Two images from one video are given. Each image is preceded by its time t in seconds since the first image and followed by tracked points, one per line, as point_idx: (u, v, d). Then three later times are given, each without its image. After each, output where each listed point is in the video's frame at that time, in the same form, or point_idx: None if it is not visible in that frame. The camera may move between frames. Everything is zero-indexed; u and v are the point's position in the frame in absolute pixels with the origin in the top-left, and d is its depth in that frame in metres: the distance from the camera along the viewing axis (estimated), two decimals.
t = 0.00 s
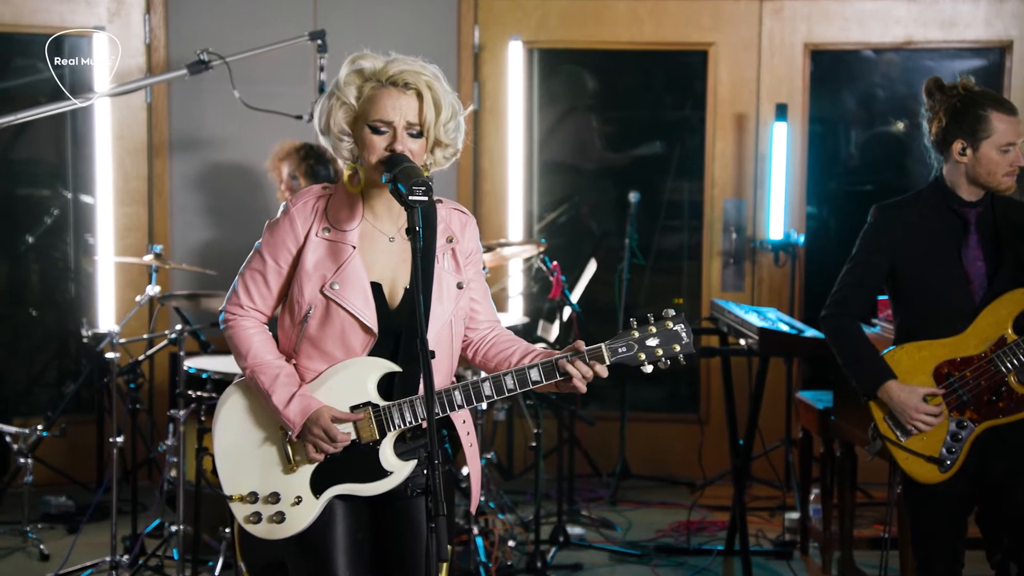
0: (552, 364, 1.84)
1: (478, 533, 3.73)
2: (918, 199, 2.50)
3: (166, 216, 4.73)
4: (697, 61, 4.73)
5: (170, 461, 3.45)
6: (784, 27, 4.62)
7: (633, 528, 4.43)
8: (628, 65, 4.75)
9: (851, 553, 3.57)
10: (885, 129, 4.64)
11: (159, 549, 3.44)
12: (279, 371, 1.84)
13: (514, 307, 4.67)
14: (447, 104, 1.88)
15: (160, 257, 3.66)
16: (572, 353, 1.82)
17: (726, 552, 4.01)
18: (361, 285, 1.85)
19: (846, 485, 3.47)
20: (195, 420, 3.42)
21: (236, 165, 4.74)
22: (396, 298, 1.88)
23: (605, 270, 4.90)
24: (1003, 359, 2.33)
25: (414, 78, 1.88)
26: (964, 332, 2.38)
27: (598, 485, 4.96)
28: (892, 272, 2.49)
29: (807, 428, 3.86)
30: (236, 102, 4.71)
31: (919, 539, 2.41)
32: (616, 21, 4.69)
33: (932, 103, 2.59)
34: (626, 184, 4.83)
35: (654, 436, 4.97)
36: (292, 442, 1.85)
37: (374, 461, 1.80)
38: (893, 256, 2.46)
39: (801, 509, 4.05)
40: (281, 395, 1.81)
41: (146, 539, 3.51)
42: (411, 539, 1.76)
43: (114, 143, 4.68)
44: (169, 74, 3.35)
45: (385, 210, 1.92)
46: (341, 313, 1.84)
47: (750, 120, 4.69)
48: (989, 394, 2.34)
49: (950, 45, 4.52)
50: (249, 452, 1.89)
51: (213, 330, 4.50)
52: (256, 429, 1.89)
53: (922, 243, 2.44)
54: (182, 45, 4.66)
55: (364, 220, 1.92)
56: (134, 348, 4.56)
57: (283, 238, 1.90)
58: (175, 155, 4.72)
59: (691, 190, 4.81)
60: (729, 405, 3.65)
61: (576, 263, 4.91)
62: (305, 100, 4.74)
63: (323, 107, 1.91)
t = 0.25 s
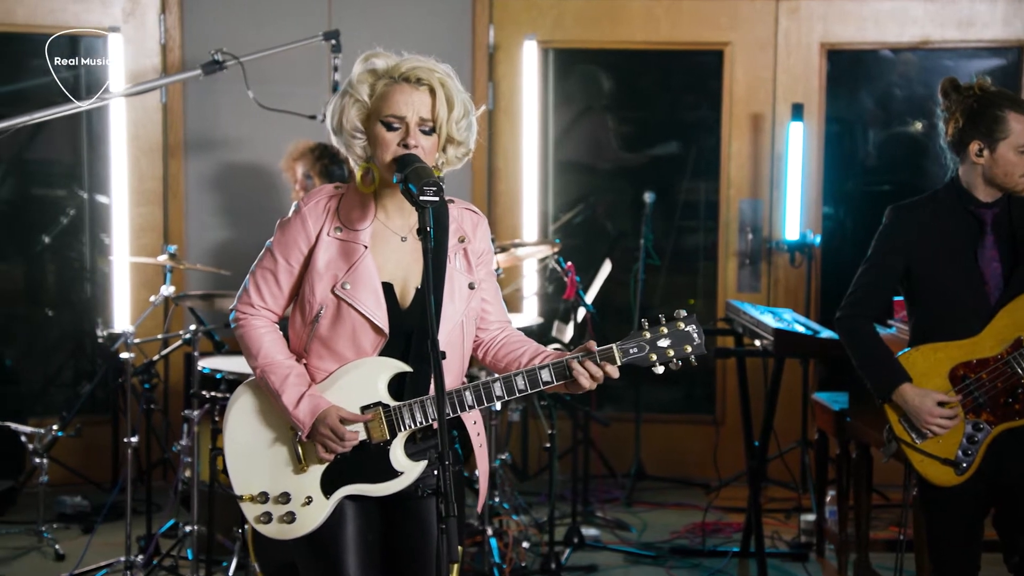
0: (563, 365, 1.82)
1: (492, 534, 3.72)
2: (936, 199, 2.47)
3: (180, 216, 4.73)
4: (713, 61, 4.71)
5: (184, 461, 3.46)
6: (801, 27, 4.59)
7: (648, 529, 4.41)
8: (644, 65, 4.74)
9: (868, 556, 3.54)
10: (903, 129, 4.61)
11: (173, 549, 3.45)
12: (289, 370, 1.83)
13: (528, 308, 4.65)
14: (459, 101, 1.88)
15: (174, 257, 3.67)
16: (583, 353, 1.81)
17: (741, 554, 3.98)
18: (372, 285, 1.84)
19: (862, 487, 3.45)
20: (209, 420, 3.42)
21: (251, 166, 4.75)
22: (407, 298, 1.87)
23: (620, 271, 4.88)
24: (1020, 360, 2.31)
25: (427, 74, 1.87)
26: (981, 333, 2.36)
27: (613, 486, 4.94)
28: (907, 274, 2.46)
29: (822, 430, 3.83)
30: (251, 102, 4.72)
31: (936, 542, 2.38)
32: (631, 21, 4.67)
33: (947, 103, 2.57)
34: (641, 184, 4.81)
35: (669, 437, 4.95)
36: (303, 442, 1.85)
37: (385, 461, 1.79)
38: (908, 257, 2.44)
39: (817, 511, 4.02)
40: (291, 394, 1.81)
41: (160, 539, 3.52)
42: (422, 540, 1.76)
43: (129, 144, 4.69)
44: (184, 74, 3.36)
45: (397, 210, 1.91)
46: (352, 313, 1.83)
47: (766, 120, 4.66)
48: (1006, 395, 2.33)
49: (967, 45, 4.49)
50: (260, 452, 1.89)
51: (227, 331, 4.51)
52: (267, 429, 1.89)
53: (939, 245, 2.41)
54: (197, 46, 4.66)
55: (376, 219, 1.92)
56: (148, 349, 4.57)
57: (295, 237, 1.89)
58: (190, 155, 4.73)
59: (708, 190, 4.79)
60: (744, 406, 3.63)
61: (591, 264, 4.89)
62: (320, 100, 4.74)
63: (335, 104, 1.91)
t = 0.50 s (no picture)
0: (572, 365, 1.81)
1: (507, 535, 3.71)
2: (955, 200, 2.44)
3: (197, 217, 4.75)
4: (730, 61, 4.68)
5: (200, 461, 3.47)
6: (819, 26, 4.56)
7: (664, 530, 4.40)
8: (660, 65, 4.72)
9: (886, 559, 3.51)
10: (922, 129, 4.57)
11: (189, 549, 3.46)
12: (299, 372, 1.83)
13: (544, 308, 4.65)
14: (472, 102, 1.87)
15: (190, 257, 3.69)
16: (593, 352, 1.80)
17: (758, 556, 3.96)
18: (383, 286, 1.84)
19: (880, 490, 3.42)
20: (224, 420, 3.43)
21: (266, 167, 4.76)
22: (419, 300, 1.87)
23: (636, 272, 4.86)
24: None
25: (440, 75, 1.87)
26: (997, 334, 2.34)
27: (629, 488, 4.92)
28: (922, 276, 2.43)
29: (840, 432, 3.80)
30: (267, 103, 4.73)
31: (955, 545, 2.36)
32: (648, 21, 4.65)
33: (962, 102, 2.54)
34: (657, 185, 4.79)
35: (685, 439, 4.93)
36: (314, 445, 1.85)
37: (396, 463, 1.79)
38: (923, 258, 2.41)
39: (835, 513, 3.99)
40: (300, 396, 1.80)
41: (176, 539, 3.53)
42: (434, 542, 1.77)
43: (146, 144, 4.71)
44: (200, 74, 3.37)
45: (407, 211, 1.91)
46: (362, 314, 1.83)
47: (783, 120, 4.63)
48: None
49: (987, 44, 4.45)
50: (271, 454, 1.88)
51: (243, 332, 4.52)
52: (278, 432, 1.89)
53: (955, 245, 2.39)
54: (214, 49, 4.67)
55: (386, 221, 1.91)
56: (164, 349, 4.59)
57: (305, 239, 1.89)
58: (206, 156, 4.74)
59: (726, 190, 4.76)
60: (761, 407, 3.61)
61: (608, 264, 4.88)
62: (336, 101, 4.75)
63: (348, 105, 1.91)
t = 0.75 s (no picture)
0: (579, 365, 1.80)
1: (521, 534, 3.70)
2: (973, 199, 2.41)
3: (211, 216, 4.75)
4: (746, 58, 4.66)
5: (214, 459, 3.48)
6: (836, 24, 4.53)
7: (679, 530, 4.38)
8: (676, 64, 4.70)
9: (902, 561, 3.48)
10: (939, 127, 4.54)
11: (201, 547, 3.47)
12: (307, 372, 1.83)
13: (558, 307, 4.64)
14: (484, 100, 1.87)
15: (203, 255, 3.69)
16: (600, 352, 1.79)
17: (773, 556, 3.94)
18: (391, 286, 1.83)
19: (896, 491, 3.39)
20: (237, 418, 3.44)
21: (280, 166, 4.76)
22: (427, 300, 1.86)
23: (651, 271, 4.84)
24: None
25: (452, 73, 1.87)
26: (1011, 333, 2.32)
27: (644, 487, 4.90)
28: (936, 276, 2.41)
29: (856, 432, 3.77)
30: (282, 102, 4.73)
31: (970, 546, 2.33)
32: (664, 19, 4.63)
33: (971, 100, 2.51)
34: (673, 183, 4.78)
35: (701, 438, 4.91)
36: (322, 444, 1.85)
37: (404, 463, 1.79)
38: (937, 257, 2.39)
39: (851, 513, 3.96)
40: (308, 396, 1.80)
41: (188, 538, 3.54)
42: (442, 542, 1.77)
43: (161, 142, 4.72)
44: (214, 72, 3.38)
45: (416, 210, 1.91)
46: (371, 313, 1.82)
47: (800, 118, 4.60)
48: None
49: (1006, 42, 4.40)
50: (279, 454, 1.88)
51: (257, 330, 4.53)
52: (286, 431, 1.89)
53: (969, 244, 2.37)
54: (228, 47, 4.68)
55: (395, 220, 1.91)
56: (178, 347, 4.60)
57: (314, 238, 1.89)
58: (220, 154, 4.74)
59: (742, 189, 4.74)
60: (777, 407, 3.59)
61: (622, 263, 4.86)
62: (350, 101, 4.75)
63: (359, 102, 1.91)
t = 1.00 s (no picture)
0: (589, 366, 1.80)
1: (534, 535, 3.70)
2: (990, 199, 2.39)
3: (224, 216, 4.76)
4: (762, 58, 4.64)
5: (227, 458, 3.49)
6: (852, 23, 4.50)
7: (693, 531, 4.36)
8: (691, 63, 4.68)
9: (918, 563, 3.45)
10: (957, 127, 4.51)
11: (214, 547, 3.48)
12: (315, 372, 1.82)
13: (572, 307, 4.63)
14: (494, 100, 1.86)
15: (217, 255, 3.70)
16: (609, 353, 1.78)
17: (788, 558, 3.91)
18: (400, 286, 1.83)
19: (912, 493, 3.37)
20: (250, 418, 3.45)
21: (293, 167, 4.77)
22: (435, 300, 1.85)
23: (665, 271, 4.82)
24: None
25: (462, 73, 1.86)
26: None
27: (658, 488, 4.88)
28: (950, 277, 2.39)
29: (871, 433, 3.74)
30: (296, 103, 4.74)
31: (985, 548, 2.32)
32: (679, 18, 4.61)
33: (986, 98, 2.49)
34: (688, 183, 4.76)
35: (715, 438, 4.88)
36: (330, 445, 1.84)
37: (412, 463, 1.79)
38: (952, 258, 2.36)
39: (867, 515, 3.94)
40: (317, 396, 1.80)
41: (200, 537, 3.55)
42: (451, 544, 1.76)
43: (175, 142, 4.73)
44: (227, 72, 3.39)
45: (425, 211, 1.90)
46: (379, 313, 1.82)
47: (816, 118, 4.58)
48: None
49: None
50: (288, 454, 1.88)
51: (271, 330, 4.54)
52: (295, 431, 1.88)
53: (986, 245, 2.34)
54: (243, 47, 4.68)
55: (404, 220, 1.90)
56: (192, 347, 4.62)
57: (322, 238, 1.88)
58: (234, 155, 4.75)
59: (758, 189, 4.71)
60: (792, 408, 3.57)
61: (636, 263, 4.84)
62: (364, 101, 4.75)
63: (369, 101, 1.90)
